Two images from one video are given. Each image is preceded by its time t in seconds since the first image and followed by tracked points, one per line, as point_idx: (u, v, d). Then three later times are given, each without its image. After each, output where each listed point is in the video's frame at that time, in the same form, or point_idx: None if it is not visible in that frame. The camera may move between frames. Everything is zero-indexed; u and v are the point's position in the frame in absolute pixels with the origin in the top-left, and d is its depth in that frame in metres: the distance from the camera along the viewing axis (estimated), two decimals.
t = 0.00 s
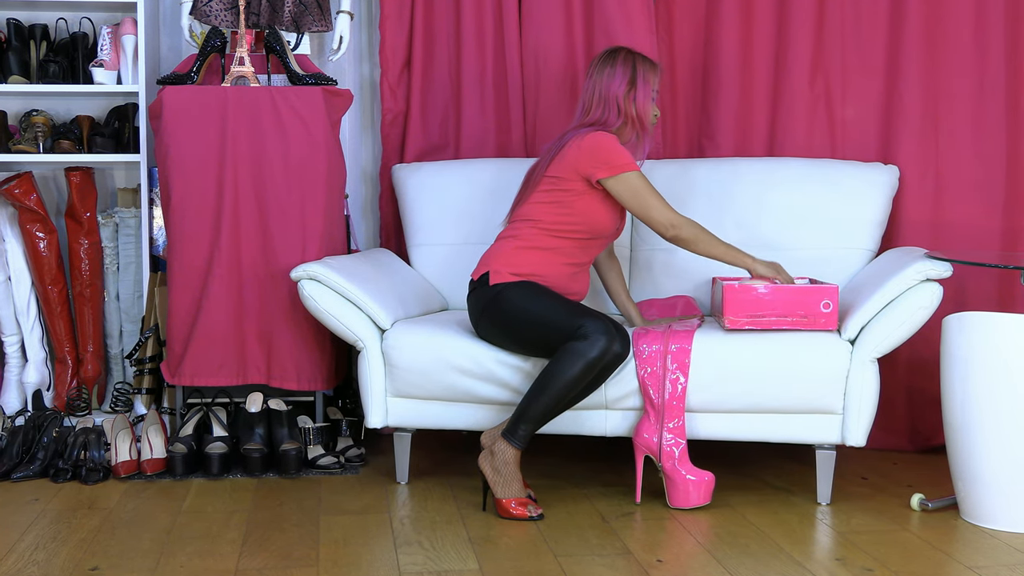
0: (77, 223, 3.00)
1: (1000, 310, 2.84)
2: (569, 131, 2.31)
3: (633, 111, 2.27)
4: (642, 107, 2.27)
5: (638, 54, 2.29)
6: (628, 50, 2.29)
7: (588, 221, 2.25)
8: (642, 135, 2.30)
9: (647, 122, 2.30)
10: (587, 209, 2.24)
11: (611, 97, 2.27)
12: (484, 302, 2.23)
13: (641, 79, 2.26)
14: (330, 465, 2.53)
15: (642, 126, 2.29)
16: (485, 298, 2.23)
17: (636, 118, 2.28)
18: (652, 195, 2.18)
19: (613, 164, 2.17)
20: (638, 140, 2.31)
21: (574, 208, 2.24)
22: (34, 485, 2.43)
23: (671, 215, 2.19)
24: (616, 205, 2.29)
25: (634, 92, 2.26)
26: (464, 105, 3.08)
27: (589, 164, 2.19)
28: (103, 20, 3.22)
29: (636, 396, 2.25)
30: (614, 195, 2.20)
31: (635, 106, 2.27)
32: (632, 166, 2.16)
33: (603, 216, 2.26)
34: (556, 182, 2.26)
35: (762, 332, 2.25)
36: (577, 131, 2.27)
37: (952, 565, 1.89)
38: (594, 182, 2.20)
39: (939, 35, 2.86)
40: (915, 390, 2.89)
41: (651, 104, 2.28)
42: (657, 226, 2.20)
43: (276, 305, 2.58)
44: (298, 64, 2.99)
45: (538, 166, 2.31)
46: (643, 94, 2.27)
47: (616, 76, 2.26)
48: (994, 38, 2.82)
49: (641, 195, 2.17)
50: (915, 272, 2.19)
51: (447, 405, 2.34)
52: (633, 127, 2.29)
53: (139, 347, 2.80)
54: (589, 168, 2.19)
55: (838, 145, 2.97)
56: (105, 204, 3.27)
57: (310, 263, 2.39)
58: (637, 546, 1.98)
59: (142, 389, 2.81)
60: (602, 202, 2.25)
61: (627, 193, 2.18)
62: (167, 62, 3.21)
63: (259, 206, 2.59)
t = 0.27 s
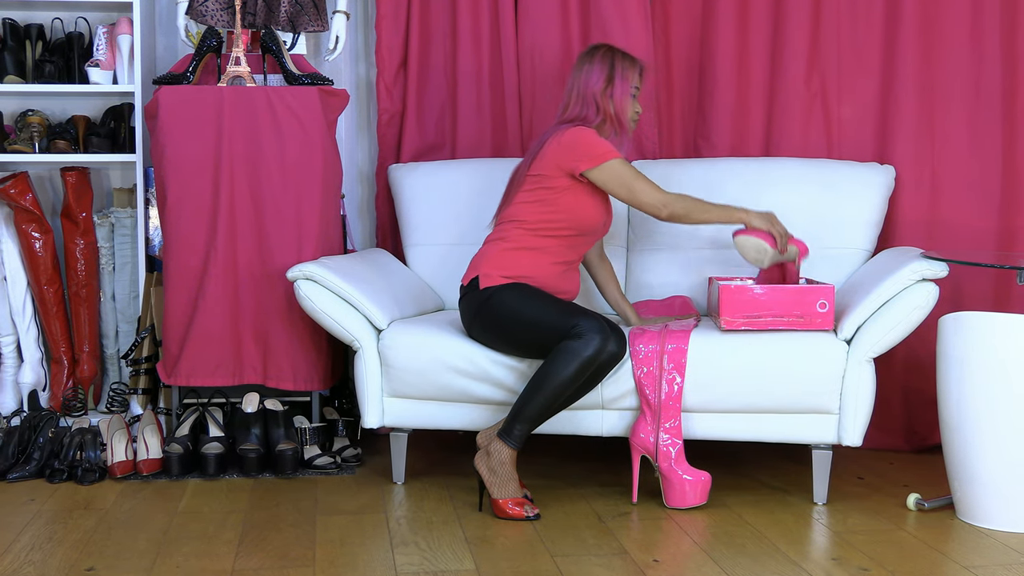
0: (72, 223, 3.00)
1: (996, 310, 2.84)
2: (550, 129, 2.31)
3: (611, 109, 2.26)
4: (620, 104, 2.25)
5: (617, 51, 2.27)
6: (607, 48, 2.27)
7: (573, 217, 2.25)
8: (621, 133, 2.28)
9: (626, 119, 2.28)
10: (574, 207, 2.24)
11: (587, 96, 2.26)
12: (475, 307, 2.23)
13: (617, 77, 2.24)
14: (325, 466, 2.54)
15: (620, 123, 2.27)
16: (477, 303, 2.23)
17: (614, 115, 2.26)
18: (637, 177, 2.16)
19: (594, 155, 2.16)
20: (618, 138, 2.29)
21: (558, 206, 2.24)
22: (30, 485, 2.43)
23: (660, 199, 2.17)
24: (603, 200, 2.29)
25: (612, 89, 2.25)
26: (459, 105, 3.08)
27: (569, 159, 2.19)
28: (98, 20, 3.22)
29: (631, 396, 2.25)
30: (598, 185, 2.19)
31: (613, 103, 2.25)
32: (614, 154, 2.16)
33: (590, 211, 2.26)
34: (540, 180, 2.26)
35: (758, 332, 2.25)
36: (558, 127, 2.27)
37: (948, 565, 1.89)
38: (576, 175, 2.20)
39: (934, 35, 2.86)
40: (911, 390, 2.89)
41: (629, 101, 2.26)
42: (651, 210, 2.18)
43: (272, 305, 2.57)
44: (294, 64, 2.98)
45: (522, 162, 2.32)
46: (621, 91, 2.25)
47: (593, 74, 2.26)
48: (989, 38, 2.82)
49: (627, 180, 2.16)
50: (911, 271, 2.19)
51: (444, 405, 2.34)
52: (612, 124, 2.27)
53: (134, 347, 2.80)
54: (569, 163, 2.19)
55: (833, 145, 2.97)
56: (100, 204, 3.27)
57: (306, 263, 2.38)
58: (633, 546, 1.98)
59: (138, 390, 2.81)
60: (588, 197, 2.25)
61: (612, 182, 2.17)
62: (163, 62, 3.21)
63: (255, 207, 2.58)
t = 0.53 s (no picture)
0: (69, 223, 3.00)
1: (992, 310, 2.84)
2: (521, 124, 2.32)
3: (577, 100, 2.25)
4: (585, 95, 2.25)
5: (580, 42, 2.26)
6: (571, 39, 2.27)
7: (560, 214, 2.25)
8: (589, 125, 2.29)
9: (593, 109, 2.27)
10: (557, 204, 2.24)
11: (552, 89, 2.26)
12: (468, 310, 2.23)
13: (580, 69, 2.24)
14: (322, 466, 2.54)
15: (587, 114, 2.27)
16: (470, 305, 2.22)
17: (580, 107, 2.26)
18: (615, 154, 2.16)
19: (568, 142, 2.16)
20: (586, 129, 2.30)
21: (554, 206, 2.24)
22: (26, 485, 2.42)
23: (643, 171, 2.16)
24: (584, 190, 2.29)
25: (577, 81, 2.25)
26: (456, 105, 3.08)
27: (544, 150, 2.19)
28: (94, 20, 3.21)
29: (627, 396, 2.26)
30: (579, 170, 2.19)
31: (579, 94, 2.25)
32: (589, 138, 2.16)
33: (572, 203, 2.25)
34: (517, 176, 2.26)
35: (754, 332, 2.25)
36: (530, 121, 2.27)
37: (945, 564, 1.89)
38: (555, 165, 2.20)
39: (931, 35, 2.86)
40: (907, 390, 2.89)
41: (594, 91, 2.25)
42: (638, 184, 2.17)
43: (268, 305, 2.57)
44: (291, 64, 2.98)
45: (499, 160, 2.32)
46: (585, 82, 2.25)
47: (556, 67, 2.26)
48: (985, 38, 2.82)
49: (605, 159, 2.15)
50: (907, 271, 2.19)
51: (441, 405, 2.34)
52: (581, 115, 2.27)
53: (130, 347, 2.80)
54: (545, 154, 2.19)
55: (830, 145, 2.97)
56: (97, 204, 3.26)
57: (302, 264, 2.38)
58: (630, 546, 1.98)
59: (135, 390, 2.81)
60: (569, 190, 2.25)
61: (593, 165, 2.16)
62: (159, 62, 3.20)
63: (251, 207, 2.58)
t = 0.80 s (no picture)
0: (66, 223, 3.00)
1: (989, 310, 2.85)
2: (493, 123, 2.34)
3: (545, 96, 2.27)
4: (551, 90, 2.27)
5: (543, 38, 2.29)
6: (533, 36, 2.30)
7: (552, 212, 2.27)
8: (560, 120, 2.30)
9: (561, 103, 2.29)
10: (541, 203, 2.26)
11: (518, 87, 2.28)
12: (464, 312, 2.23)
13: (545, 65, 2.26)
14: (319, 465, 2.53)
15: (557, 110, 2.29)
16: (465, 308, 2.22)
17: (549, 103, 2.28)
18: (585, 130, 2.16)
19: (537, 132, 2.18)
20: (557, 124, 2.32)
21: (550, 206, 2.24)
22: (23, 485, 2.42)
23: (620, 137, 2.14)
24: (564, 183, 2.30)
25: (542, 77, 2.27)
26: (453, 105, 3.08)
27: (519, 146, 2.21)
28: (91, 20, 3.21)
29: (624, 396, 2.26)
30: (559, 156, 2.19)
31: (545, 91, 2.27)
32: (557, 123, 2.18)
33: (557, 202, 2.27)
34: (504, 175, 2.26)
35: (751, 331, 2.25)
36: (500, 120, 2.29)
37: (941, 564, 1.89)
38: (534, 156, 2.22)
39: (927, 35, 2.86)
40: (904, 390, 2.90)
41: (560, 86, 2.28)
42: (618, 152, 2.15)
43: (265, 306, 2.57)
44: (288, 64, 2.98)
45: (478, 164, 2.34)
46: (551, 77, 2.27)
47: (521, 65, 2.28)
48: (982, 38, 2.83)
49: (576, 138, 2.15)
50: (904, 271, 2.19)
51: (438, 405, 2.34)
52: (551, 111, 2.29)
53: (127, 347, 2.80)
54: (519, 148, 2.21)
55: (827, 145, 2.97)
56: (94, 204, 3.26)
57: (299, 264, 2.38)
58: (627, 546, 1.98)
59: (132, 390, 2.81)
60: (552, 187, 2.27)
61: (567, 146, 2.17)
62: (156, 62, 3.20)
63: (248, 207, 2.58)
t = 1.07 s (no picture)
0: (66, 223, 3.00)
1: (989, 310, 2.85)
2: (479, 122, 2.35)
3: (528, 96, 2.28)
4: (534, 90, 2.27)
5: (526, 36, 2.29)
6: (516, 34, 2.30)
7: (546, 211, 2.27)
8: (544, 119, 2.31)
9: (544, 102, 2.30)
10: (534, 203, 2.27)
11: (502, 86, 2.29)
12: (462, 313, 2.23)
13: (528, 64, 2.26)
14: (319, 466, 2.53)
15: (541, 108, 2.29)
16: (463, 309, 2.22)
17: (532, 102, 2.28)
18: (563, 118, 2.15)
19: (519, 128, 2.19)
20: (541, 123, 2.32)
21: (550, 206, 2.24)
22: (23, 486, 2.42)
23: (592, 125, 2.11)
24: (554, 179, 2.30)
25: (525, 76, 2.27)
26: (453, 105, 3.08)
27: (502, 144, 2.22)
28: (90, 20, 3.21)
29: (623, 396, 2.26)
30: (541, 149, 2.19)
31: (529, 90, 2.28)
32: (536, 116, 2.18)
33: (549, 202, 2.27)
34: (503, 174, 2.26)
35: (750, 331, 2.25)
36: (485, 119, 2.30)
37: (941, 564, 1.89)
38: (518, 153, 2.23)
39: (927, 35, 2.86)
40: (904, 390, 2.90)
41: (543, 84, 2.28)
42: (597, 135, 2.12)
43: (265, 306, 2.57)
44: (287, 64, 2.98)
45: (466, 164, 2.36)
46: (534, 76, 2.27)
47: (504, 64, 2.29)
48: (981, 38, 2.83)
49: (554, 127, 2.15)
50: (904, 271, 2.19)
51: (437, 405, 2.34)
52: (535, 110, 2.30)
53: (127, 348, 2.80)
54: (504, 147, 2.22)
55: (827, 145, 2.97)
56: (93, 204, 3.26)
57: (298, 264, 2.38)
58: (627, 546, 1.98)
59: (132, 390, 2.81)
60: (548, 187, 2.27)
61: (548, 138, 2.16)
62: (156, 62, 3.20)
63: (248, 208, 2.58)
